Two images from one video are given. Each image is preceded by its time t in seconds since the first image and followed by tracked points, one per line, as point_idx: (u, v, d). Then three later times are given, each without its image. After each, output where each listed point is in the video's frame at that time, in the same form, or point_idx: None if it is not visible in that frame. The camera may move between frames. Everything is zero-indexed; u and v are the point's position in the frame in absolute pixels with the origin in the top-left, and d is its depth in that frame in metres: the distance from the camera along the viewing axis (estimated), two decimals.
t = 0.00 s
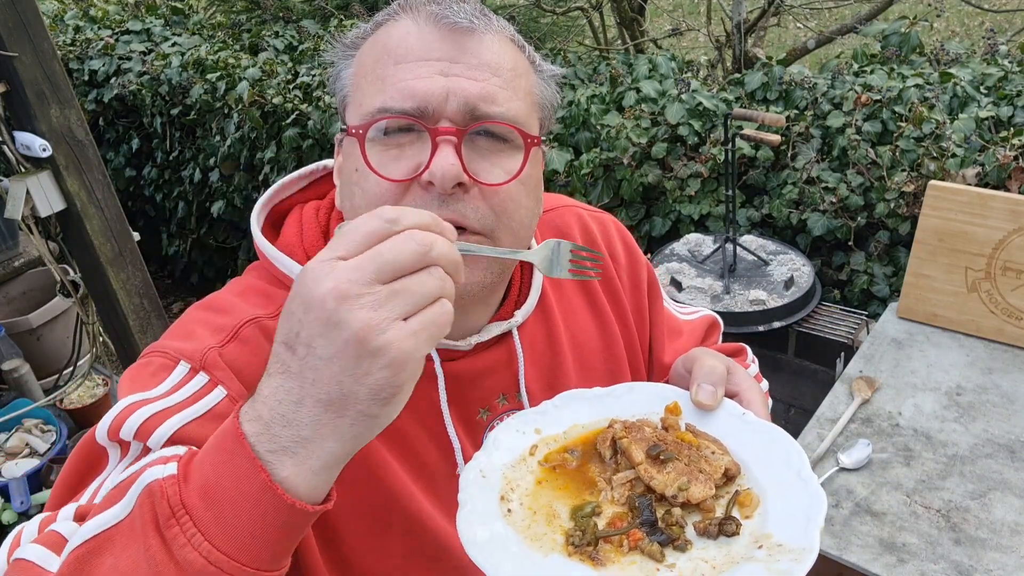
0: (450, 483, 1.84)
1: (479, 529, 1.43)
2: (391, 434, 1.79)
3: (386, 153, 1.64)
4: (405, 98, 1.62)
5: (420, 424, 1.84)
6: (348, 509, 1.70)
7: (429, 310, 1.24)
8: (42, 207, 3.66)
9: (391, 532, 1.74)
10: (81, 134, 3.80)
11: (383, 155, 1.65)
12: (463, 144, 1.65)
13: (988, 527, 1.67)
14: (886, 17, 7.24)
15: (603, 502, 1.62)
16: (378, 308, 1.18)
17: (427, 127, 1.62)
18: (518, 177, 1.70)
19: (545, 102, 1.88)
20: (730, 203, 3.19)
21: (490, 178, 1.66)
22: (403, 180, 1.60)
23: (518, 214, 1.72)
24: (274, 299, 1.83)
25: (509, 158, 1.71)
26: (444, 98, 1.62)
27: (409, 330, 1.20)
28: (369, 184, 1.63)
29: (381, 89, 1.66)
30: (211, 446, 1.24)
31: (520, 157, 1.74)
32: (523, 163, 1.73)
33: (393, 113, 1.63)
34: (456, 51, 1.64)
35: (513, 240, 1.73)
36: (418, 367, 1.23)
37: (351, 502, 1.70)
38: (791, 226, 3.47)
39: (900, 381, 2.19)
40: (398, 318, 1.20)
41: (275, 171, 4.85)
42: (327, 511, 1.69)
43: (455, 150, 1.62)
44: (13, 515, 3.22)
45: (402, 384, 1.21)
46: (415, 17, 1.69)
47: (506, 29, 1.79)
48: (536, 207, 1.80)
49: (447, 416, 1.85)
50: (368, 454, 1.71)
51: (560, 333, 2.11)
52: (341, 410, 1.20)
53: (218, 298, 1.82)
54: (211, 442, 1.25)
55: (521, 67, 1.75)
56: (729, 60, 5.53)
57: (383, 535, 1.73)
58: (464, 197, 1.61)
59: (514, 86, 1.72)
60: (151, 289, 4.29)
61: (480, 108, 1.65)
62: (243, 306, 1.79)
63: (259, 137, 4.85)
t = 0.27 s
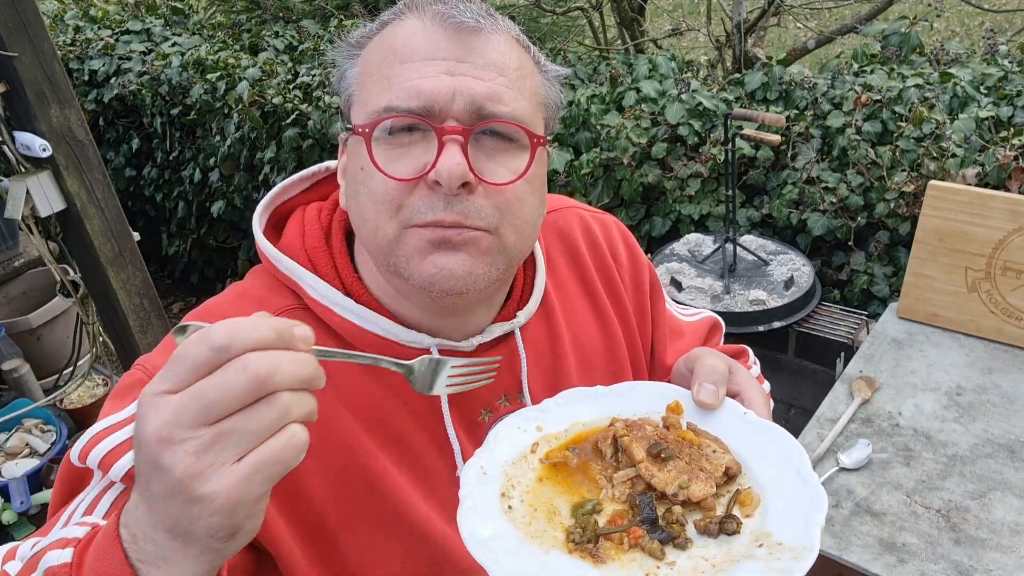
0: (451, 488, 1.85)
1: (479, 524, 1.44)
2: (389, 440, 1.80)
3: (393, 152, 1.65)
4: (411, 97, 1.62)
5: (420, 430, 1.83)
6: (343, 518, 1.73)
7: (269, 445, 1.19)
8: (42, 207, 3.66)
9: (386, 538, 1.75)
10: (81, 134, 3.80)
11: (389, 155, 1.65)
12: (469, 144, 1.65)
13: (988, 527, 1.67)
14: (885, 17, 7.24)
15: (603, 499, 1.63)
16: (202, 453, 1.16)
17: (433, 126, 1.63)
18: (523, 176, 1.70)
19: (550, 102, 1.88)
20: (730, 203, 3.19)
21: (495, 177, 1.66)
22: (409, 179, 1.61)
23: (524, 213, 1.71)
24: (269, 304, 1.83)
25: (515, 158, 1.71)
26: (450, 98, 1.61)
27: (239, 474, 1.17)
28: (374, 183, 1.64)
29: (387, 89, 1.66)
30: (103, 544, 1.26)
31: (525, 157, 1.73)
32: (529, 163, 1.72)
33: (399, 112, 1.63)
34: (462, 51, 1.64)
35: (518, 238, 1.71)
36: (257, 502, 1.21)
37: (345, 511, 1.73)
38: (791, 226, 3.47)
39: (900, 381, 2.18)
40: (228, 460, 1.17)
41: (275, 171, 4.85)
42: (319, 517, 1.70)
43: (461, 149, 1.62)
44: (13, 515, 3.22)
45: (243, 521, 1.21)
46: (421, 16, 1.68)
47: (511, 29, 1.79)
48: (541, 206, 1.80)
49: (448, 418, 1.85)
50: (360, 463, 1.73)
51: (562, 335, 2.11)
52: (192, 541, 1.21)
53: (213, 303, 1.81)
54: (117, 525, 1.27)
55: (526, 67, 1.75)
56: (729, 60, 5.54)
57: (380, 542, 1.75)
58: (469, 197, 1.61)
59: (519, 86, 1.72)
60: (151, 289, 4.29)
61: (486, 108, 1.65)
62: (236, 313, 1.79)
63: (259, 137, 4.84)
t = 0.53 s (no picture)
0: (439, 493, 1.84)
1: (466, 534, 1.43)
2: (374, 445, 1.80)
3: (374, 158, 1.65)
4: (390, 103, 1.63)
5: (408, 434, 1.83)
6: (326, 523, 1.75)
7: (161, 477, 1.21)
8: (42, 207, 3.66)
9: (370, 541, 1.77)
10: (81, 134, 3.80)
11: (371, 160, 1.65)
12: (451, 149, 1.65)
13: (988, 527, 1.67)
14: (885, 17, 7.25)
15: (594, 504, 1.64)
16: (95, 486, 1.18)
17: (413, 132, 1.63)
18: (506, 181, 1.70)
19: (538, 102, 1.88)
20: (730, 203, 3.19)
21: (478, 183, 1.66)
22: (389, 186, 1.61)
23: (508, 218, 1.71)
24: (256, 312, 1.84)
25: (498, 162, 1.70)
26: (429, 103, 1.62)
27: (133, 504, 1.19)
28: (355, 190, 1.64)
29: (368, 94, 1.66)
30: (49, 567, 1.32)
31: (508, 161, 1.72)
32: (512, 168, 1.72)
33: (379, 119, 1.64)
34: (443, 54, 1.64)
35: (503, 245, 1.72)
36: (158, 529, 1.23)
37: (328, 516, 1.75)
38: (791, 226, 3.47)
39: (900, 381, 2.18)
40: (120, 492, 1.19)
41: (275, 171, 4.85)
42: (302, 522, 1.73)
43: (441, 156, 1.61)
44: (13, 515, 3.22)
45: (144, 548, 1.24)
46: (401, 21, 1.68)
47: (495, 31, 1.78)
48: (526, 209, 1.79)
49: (435, 422, 1.85)
50: (342, 469, 1.75)
51: (557, 336, 2.12)
52: (105, 566, 1.24)
53: (202, 312, 1.84)
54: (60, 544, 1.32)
55: (510, 70, 1.75)
56: (729, 60, 5.54)
57: (362, 546, 1.77)
58: (451, 203, 1.61)
59: (502, 89, 1.71)
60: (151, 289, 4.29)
61: (468, 113, 1.65)
62: (221, 323, 1.80)
63: (259, 137, 4.84)
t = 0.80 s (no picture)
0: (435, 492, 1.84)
1: (457, 523, 1.43)
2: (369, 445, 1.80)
3: (368, 162, 1.66)
4: (383, 108, 1.62)
5: (403, 434, 1.83)
6: (321, 524, 1.75)
7: (151, 485, 1.20)
8: (42, 207, 3.66)
9: (367, 541, 1.77)
10: (81, 134, 3.80)
11: (364, 163, 1.66)
12: (445, 152, 1.65)
13: (988, 527, 1.67)
14: (885, 17, 7.24)
15: (587, 493, 1.66)
16: (85, 492, 1.18)
17: (407, 136, 1.63)
18: (506, 179, 1.71)
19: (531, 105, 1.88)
20: (729, 203, 3.19)
21: (474, 185, 1.67)
22: (382, 189, 1.61)
23: (502, 218, 1.71)
24: (250, 313, 1.84)
25: (492, 164, 1.71)
26: (423, 108, 1.61)
27: (121, 512, 1.19)
28: (348, 192, 1.64)
29: (361, 98, 1.66)
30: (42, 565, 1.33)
31: (502, 164, 1.73)
32: (506, 169, 1.72)
33: (372, 122, 1.64)
34: (437, 58, 1.63)
35: (498, 240, 1.72)
36: (146, 537, 1.23)
37: (324, 517, 1.75)
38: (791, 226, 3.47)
39: (900, 381, 2.18)
40: (108, 500, 1.19)
41: (275, 171, 4.85)
42: (297, 523, 1.74)
43: (435, 159, 1.62)
44: (13, 515, 3.22)
45: (132, 556, 1.24)
46: (394, 23, 1.67)
47: (488, 33, 1.78)
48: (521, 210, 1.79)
49: (430, 422, 1.85)
50: (337, 470, 1.75)
51: (552, 335, 2.12)
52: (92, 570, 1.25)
53: (196, 314, 1.84)
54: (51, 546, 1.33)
55: (503, 72, 1.74)
56: (729, 60, 5.53)
57: (358, 547, 1.77)
58: (447, 203, 1.62)
59: (495, 93, 1.71)
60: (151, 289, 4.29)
61: (462, 117, 1.65)
62: (216, 325, 1.80)
63: (259, 137, 4.84)
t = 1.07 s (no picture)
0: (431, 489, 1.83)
1: (454, 501, 1.44)
2: (365, 443, 1.80)
3: (369, 170, 1.66)
4: (383, 116, 1.62)
5: (398, 432, 1.83)
6: (319, 523, 1.75)
7: (141, 475, 1.20)
8: (42, 207, 3.67)
9: (364, 539, 1.77)
10: (81, 134, 3.79)
11: (365, 171, 1.66)
12: (446, 159, 1.65)
13: (988, 527, 1.67)
14: (885, 17, 7.25)
15: (584, 472, 1.67)
16: (74, 483, 1.18)
17: (407, 144, 1.62)
18: (499, 191, 1.70)
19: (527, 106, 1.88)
20: (729, 203, 3.19)
21: (471, 194, 1.67)
22: (385, 198, 1.62)
23: (496, 229, 1.72)
24: (245, 314, 1.84)
25: (490, 172, 1.72)
26: (423, 117, 1.61)
27: (111, 502, 1.19)
28: (351, 201, 1.65)
29: (361, 104, 1.65)
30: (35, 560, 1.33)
31: (501, 169, 1.74)
32: (504, 177, 1.73)
33: (372, 130, 1.63)
34: (436, 63, 1.63)
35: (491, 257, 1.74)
36: (136, 528, 1.23)
37: (321, 516, 1.75)
38: (791, 226, 3.47)
39: (900, 381, 2.18)
40: (97, 490, 1.19)
41: (275, 171, 4.85)
42: (295, 522, 1.74)
43: (436, 167, 1.62)
44: (13, 515, 3.22)
45: (122, 547, 1.23)
46: (392, 27, 1.66)
47: (485, 36, 1.78)
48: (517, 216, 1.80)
49: (424, 419, 1.85)
50: (333, 468, 1.75)
51: (545, 331, 2.12)
52: (84, 563, 1.25)
53: (190, 315, 1.84)
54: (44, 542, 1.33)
55: (500, 75, 1.74)
56: (729, 60, 5.54)
57: (356, 545, 1.77)
58: (447, 214, 1.62)
59: (494, 96, 1.71)
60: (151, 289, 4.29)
61: (461, 126, 1.65)
62: (211, 326, 1.80)
63: (259, 137, 4.84)
